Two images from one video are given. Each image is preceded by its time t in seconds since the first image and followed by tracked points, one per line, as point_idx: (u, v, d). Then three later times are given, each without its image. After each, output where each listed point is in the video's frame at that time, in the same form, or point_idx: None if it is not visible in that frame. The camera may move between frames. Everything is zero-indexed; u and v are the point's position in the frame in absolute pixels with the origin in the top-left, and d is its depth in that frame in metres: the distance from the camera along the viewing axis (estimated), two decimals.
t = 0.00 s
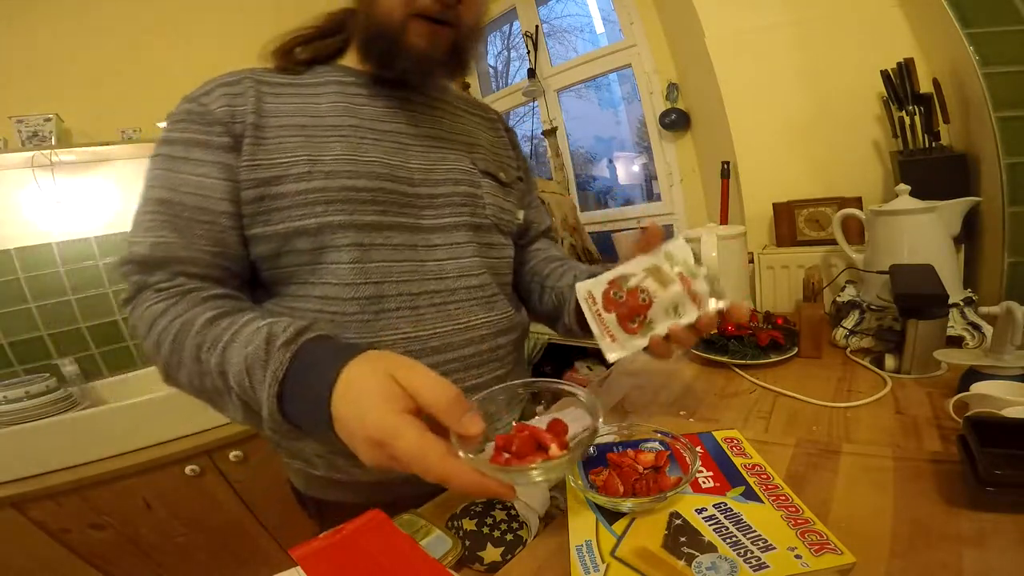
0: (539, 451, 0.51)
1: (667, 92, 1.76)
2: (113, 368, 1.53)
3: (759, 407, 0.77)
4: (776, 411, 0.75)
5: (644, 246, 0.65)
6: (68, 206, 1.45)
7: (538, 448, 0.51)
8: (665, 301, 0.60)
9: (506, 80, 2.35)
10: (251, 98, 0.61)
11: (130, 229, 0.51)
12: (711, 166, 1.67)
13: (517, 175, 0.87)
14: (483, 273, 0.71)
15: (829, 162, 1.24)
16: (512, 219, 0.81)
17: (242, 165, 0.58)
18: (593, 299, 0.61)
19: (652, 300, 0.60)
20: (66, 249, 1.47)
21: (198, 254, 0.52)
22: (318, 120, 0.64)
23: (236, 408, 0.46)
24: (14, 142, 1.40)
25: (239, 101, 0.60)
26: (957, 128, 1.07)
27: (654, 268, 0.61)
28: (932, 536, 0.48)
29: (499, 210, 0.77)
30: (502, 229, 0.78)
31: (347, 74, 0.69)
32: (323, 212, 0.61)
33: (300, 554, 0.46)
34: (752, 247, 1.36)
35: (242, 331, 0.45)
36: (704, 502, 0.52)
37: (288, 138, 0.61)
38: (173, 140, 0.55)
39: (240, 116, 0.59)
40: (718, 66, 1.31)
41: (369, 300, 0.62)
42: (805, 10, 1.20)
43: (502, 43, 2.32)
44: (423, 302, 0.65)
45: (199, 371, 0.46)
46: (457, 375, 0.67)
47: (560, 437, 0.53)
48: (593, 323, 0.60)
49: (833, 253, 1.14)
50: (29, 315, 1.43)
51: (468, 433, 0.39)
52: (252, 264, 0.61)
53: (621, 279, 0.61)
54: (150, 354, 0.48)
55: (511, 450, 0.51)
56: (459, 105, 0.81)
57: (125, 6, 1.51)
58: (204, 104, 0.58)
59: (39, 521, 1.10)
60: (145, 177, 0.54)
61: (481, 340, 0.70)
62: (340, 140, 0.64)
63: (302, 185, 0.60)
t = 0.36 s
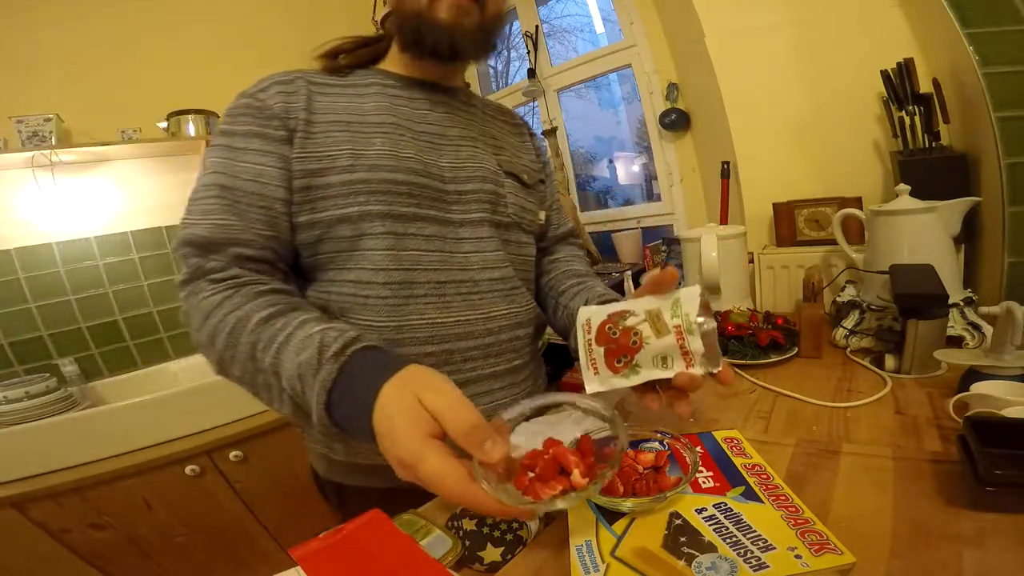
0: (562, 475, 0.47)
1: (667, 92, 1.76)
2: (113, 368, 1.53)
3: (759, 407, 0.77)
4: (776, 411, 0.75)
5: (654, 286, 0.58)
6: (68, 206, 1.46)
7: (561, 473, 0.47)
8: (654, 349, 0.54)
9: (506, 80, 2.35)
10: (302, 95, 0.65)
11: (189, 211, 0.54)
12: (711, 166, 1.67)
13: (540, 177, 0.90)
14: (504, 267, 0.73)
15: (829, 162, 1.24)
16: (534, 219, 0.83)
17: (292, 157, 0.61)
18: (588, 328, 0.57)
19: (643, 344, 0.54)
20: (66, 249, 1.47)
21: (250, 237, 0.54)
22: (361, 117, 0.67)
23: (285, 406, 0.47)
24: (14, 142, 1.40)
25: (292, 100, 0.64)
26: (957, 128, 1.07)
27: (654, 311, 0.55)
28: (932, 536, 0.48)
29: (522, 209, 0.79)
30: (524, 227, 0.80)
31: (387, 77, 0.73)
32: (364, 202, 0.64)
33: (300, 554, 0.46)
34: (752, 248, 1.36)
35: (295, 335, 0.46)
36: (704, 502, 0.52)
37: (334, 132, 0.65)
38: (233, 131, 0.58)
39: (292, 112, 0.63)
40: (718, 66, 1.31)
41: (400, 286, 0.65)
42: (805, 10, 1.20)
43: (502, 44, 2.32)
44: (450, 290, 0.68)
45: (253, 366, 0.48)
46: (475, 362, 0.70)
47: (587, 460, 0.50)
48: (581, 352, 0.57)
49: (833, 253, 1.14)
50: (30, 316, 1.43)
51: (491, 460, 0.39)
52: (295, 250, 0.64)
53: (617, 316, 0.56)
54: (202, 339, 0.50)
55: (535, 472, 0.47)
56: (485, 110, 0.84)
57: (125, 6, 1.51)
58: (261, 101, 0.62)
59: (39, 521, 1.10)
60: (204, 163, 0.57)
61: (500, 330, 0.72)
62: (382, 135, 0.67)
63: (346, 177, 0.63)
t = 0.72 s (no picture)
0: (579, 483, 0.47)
1: (667, 92, 1.76)
2: (113, 369, 1.53)
3: (759, 407, 0.77)
4: (776, 410, 0.75)
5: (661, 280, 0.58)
6: (68, 206, 1.46)
7: (578, 482, 0.48)
8: (670, 341, 0.55)
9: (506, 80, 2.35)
10: (323, 97, 0.66)
11: (219, 207, 0.54)
12: (711, 166, 1.67)
13: (549, 177, 0.90)
14: (514, 264, 0.74)
15: (829, 162, 1.24)
16: (543, 219, 0.83)
17: (313, 157, 0.61)
18: (602, 326, 0.57)
19: (659, 337, 0.54)
20: (66, 249, 1.47)
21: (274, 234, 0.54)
22: (380, 119, 0.67)
23: (309, 409, 0.47)
24: (14, 142, 1.40)
25: (314, 103, 0.65)
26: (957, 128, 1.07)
27: (665, 304, 0.55)
28: (933, 536, 0.48)
29: (532, 210, 0.80)
30: (534, 227, 0.81)
31: (403, 82, 0.73)
32: (380, 201, 0.64)
33: (300, 554, 0.46)
34: (752, 248, 1.36)
35: (327, 336, 0.46)
36: (704, 502, 0.52)
37: (353, 133, 0.65)
38: (257, 132, 0.59)
39: (313, 114, 0.63)
40: (718, 66, 1.31)
41: (414, 284, 0.65)
42: (805, 10, 1.20)
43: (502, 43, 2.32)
44: (462, 288, 0.68)
45: (279, 366, 0.48)
46: (484, 357, 0.70)
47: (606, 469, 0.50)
48: (597, 350, 0.57)
49: (833, 253, 1.14)
50: (30, 316, 1.44)
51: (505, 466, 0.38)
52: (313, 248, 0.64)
53: (631, 312, 0.56)
54: (231, 337, 0.50)
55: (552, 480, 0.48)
56: (495, 113, 0.85)
57: (125, 5, 1.51)
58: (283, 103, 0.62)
59: (39, 521, 1.10)
60: (229, 161, 0.57)
61: (510, 327, 0.73)
62: (399, 136, 0.67)
63: (364, 176, 0.64)
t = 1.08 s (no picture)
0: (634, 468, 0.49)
1: (667, 92, 1.76)
2: (113, 369, 1.53)
3: (759, 407, 0.77)
4: (776, 411, 0.75)
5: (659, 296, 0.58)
6: (68, 206, 1.46)
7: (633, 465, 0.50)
8: (663, 362, 0.54)
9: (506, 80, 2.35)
10: (334, 95, 0.65)
11: (237, 209, 0.54)
12: (711, 166, 1.67)
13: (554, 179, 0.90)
14: (519, 269, 0.74)
15: (829, 162, 1.24)
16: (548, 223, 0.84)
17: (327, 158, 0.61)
18: (595, 341, 0.59)
19: (650, 357, 0.54)
20: (66, 249, 1.47)
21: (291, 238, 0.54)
22: (392, 120, 0.67)
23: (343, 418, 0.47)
24: (14, 142, 1.40)
25: (327, 101, 0.64)
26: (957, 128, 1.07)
27: (658, 324, 0.54)
28: (932, 536, 0.48)
29: (538, 213, 0.80)
30: (540, 230, 0.81)
31: (412, 82, 0.73)
32: (391, 204, 0.64)
33: (300, 553, 0.46)
34: (752, 247, 1.36)
35: (363, 346, 0.46)
36: (704, 502, 0.52)
37: (365, 134, 0.65)
38: (273, 132, 0.58)
39: (326, 114, 0.63)
40: (718, 66, 1.31)
41: (423, 288, 0.65)
42: (805, 10, 1.20)
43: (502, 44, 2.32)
44: (469, 292, 0.68)
45: (310, 376, 0.48)
46: (488, 360, 0.71)
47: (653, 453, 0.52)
48: (591, 364, 0.59)
49: (833, 253, 1.14)
50: (30, 316, 1.44)
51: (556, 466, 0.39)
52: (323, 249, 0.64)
53: (624, 329, 0.56)
54: (252, 339, 0.50)
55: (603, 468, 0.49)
56: (501, 115, 0.85)
57: (125, 6, 1.51)
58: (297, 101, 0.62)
59: (39, 521, 1.10)
60: (245, 160, 0.56)
61: (515, 331, 0.73)
62: (411, 139, 0.67)
63: (377, 179, 0.63)
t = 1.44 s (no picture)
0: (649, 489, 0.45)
1: (667, 92, 1.76)
2: (113, 369, 1.53)
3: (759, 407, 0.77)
4: (776, 411, 0.75)
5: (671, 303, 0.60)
6: (68, 206, 1.46)
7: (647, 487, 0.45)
8: (672, 372, 0.56)
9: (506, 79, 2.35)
10: (331, 95, 0.65)
11: (238, 208, 0.54)
12: (711, 166, 1.67)
13: (552, 179, 0.90)
14: (517, 269, 0.74)
15: (828, 162, 1.24)
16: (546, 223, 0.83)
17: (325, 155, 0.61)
18: (600, 349, 0.59)
19: (659, 367, 0.56)
20: (66, 249, 1.47)
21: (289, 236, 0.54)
22: (389, 120, 0.68)
23: (353, 421, 0.47)
24: (14, 142, 1.40)
25: (324, 101, 0.64)
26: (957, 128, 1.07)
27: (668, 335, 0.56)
28: (932, 536, 0.48)
29: (535, 213, 0.80)
30: (538, 230, 0.81)
31: (408, 82, 0.73)
32: (388, 203, 0.64)
33: (300, 553, 0.46)
34: (752, 247, 1.36)
35: (374, 348, 0.47)
36: (704, 502, 0.52)
37: (362, 133, 0.65)
38: (270, 131, 0.58)
39: (323, 113, 0.63)
40: (718, 66, 1.31)
41: (419, 288, 0.65)
42: (806, 10, 1.20)
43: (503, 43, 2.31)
44: (465, 293, 0.69)
45: (318, 377, 0.48)
46: (485, 361, 0.71)
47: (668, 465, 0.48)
48: (596, 373, 0.59)
49: (832, 253, 1.14)
50: (30, 316, 1.44)
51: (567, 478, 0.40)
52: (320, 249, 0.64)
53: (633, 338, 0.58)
54: (254, 338, 0.50)
55: (617, 487, 0.45)
56: (498, 115, 0.85)
57: (126, 6, 1.51)
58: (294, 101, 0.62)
59: (39, 521, 1.10)
60: (245, 159, 0.57)
61: (513, 331, 0.73)
62: (407, 138, 0.67)
63: (373, 177, 0.63)
